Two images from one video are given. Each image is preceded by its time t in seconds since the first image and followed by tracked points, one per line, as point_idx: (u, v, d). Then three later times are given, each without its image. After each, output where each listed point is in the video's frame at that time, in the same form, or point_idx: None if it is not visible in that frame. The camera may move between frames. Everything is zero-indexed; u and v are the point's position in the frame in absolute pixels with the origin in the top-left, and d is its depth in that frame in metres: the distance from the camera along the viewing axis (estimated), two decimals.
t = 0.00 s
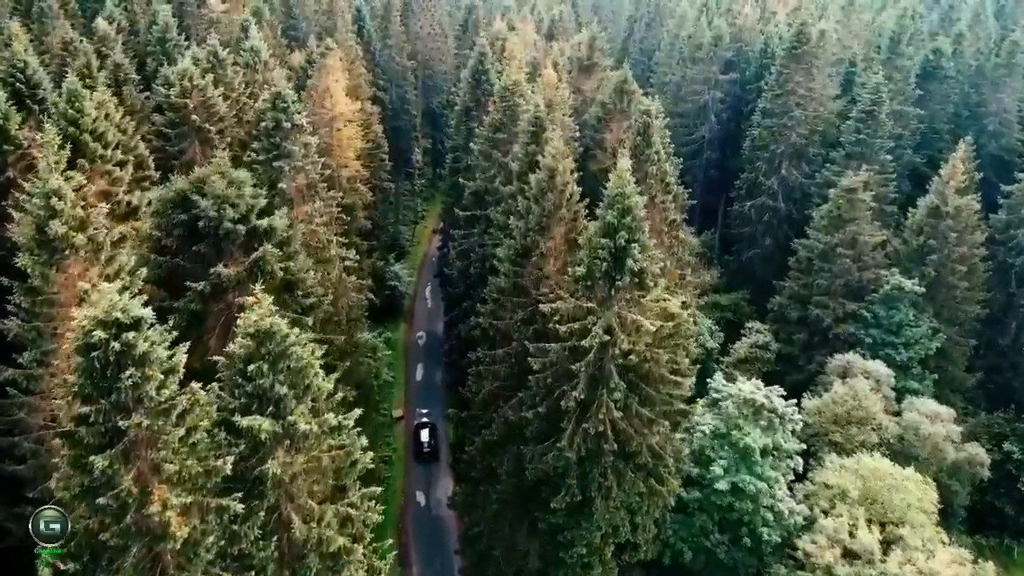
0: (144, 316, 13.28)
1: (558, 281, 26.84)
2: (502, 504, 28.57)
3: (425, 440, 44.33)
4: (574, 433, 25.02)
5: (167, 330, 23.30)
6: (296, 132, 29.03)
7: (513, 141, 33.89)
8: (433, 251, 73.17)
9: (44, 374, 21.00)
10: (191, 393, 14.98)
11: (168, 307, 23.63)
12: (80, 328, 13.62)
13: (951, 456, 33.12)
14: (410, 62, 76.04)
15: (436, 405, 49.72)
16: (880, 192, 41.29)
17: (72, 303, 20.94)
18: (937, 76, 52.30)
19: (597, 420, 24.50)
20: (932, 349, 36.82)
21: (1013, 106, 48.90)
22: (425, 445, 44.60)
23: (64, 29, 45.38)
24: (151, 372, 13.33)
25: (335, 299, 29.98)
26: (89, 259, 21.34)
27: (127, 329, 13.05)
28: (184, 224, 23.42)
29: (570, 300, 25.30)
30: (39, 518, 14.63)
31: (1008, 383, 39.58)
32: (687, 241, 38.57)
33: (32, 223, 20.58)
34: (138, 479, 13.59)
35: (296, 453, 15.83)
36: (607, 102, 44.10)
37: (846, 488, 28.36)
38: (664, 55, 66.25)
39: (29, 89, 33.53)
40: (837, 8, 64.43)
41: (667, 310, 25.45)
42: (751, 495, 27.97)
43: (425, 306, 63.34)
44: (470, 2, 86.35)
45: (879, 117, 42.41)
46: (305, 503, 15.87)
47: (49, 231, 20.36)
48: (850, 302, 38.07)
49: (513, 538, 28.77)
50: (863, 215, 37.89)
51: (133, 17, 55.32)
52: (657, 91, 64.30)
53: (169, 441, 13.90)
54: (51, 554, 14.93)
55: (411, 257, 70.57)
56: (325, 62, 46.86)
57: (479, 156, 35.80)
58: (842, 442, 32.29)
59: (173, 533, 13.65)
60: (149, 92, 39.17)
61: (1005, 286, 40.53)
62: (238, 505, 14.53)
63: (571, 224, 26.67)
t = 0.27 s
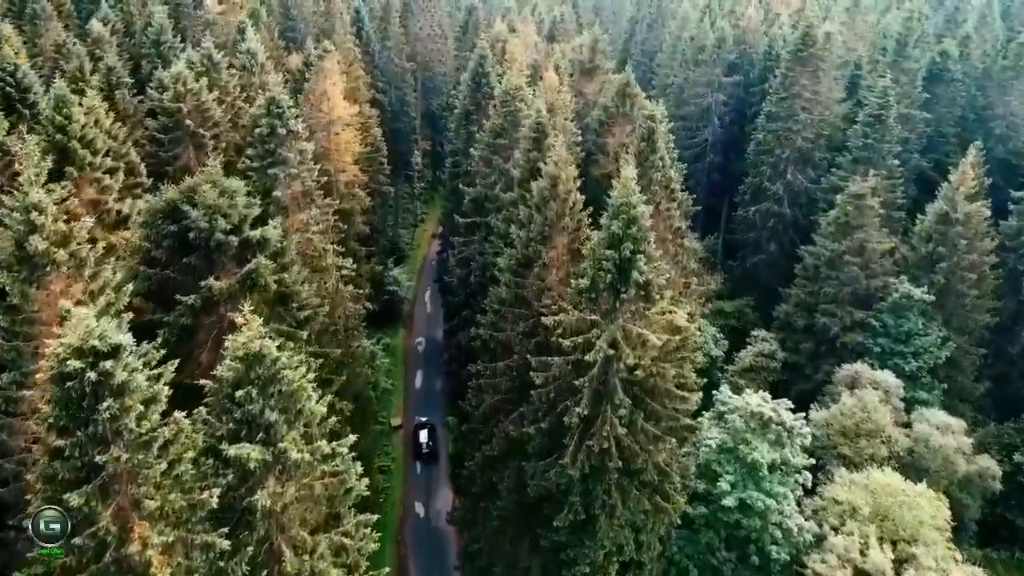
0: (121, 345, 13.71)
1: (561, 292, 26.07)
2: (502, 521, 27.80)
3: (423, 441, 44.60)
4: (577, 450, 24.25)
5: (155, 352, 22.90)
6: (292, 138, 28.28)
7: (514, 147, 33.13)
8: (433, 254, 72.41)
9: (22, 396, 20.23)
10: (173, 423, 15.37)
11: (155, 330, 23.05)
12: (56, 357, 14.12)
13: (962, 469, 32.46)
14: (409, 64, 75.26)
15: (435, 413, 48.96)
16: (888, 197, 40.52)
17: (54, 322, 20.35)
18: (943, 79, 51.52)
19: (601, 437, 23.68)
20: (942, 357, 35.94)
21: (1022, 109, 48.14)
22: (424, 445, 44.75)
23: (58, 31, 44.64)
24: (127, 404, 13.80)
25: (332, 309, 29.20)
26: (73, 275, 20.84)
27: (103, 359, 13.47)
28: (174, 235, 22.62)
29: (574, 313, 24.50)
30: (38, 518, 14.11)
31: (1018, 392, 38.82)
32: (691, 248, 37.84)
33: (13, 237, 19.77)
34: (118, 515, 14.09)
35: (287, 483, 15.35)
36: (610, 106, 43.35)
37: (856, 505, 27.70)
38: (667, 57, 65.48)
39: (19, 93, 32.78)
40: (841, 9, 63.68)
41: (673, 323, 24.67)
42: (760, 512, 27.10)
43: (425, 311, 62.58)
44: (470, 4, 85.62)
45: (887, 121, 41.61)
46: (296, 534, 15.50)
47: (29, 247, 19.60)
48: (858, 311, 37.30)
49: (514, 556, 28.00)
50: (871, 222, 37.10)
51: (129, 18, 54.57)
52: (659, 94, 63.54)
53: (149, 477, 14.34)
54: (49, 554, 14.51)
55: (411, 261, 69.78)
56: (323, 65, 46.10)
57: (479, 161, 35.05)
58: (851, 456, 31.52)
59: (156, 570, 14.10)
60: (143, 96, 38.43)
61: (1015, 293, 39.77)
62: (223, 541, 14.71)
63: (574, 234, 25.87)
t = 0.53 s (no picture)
0: (95, 380, 13.39)
1: (564, 304, 25.28)
2: (503, 540, 27.01)
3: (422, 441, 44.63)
4: (581, 468, 23.45)
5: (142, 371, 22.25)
6: (287, 145, 27.50)
7: (515, 153, 32.35)
8: (433, 258, 71.64)
9: None
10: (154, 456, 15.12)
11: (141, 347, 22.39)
12: (26, 391, 13.75)
13: (975, 482, 31.70)
14: (408, 66, 74.47)
15: (435, 422, 48.15)
16: (897, 204, 39.74)
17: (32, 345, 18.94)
18: (950, 82, 50.75)
19: (605, 455, 22.90)
20: (952, 368, 35.14)
21: None
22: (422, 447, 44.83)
23: (50, 34, 43.88)
24: (102, 441, 13.49)
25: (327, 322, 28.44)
26: (54, 293, 19.86)
27: (76, 396, 13.16)
28: (163, 247, 21.78)
29: (578, 327, 23.71)
30: (38, 517, 13.06)
31: None
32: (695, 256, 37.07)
33: None
34: (94, 557, 13.97)
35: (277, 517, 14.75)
36: (613, 111, 42.58)
37: (868, 523, 26.98)
38: (669, 59, 64.74)
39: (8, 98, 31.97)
40: (846, 11, 62.96)
41: (680, 337, 23.90)
42: (768, 531, 26.33)
43: (424, 316, 61.79)
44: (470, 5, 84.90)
45: (895, 125, 40.81)
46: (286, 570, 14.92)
47: (6, 264, 18.39)
48: (866, 320, 36.51)
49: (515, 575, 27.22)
50: (880, 229, 36.30)
51: (123, 21, 53.79)
52: (662, 96, 62.81)
53: (126, 518, 14.15)
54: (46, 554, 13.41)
55: (410, 266, 68.98)
56: (320, 68, 45.32)
57: (479, 168, 34.28)
58: (861, 470, 30.68)
59: None
60: (136, 100, 37.63)
61: None
62: None
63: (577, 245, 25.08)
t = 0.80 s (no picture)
0: (64, 418, 13.55)
1: (567, 318, 24.46)
2: (504, 560, 26.21)
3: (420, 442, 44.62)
4: (585, 488, 22.65)
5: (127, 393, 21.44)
6: (281, 152, 26.69)
7: (516, 160, 31.53)
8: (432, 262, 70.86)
9: None
10: (134, 496, 15.13)
11: (127, 365, 21.59)
12: None
13: (988, 498, 30.77)
14: (407, 69, 73.69)
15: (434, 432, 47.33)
16: (906, 211, 38.96)
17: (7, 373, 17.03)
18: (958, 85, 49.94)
19: (610, 476, 22.09)
20: (963, 379, 34.36)
21: None
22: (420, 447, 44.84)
23: (42, 38, 43.13)
24: (72, 481, 13.63)
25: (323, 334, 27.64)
26: (32, 314, 17.94)
27: (43, 436, 13.30)
28: (151, 261, 20.88)
29: (581, 342, 22.90)
30: (39, 515, 13.02)
31: None
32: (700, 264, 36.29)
33: None
34: None
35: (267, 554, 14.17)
36: (615, 115, 41.81)
37: (881, 543, 26.13)
38: (671, 61, 64.04)
39: None
40: (850, 13, 62.22)
41: (687, 353, 23.09)
42: (778, 551, 25.54)
43: (423, 322, 61.00)
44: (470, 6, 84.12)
45: (904, 130, 40.00)
46: None
47: None
48: (875, 330, 35.70)
49: None
50: (889, 237, 35.50)
51: (117, 23, 53.04)
52: (664, 99, 62.11)
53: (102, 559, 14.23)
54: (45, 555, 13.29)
55: (409, 270, 68.14)
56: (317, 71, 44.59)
57: (479, 175, 33.50)
58: (872, 487, 29.78)
59: None
60: (128, 105, 36.85)
61: None
62: None
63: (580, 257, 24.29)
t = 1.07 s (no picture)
0: (27, 465, 13.62)
1: (570, 332, 23.60)
2: None
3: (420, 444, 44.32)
4: (589, 510, 21.82)
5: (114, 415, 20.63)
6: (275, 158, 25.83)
7: (517, 166, 30.62)
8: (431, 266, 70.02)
9: None
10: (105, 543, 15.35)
11: (113, 383, 21.10)
12: None
13: (1000, 513, 29.90)
14: (406, 70, 72.77)
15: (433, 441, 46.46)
16: (916, 217, 38.15)
17: None
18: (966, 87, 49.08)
19: (615, 498, 21.26)
20: (975, 391, 33.55)
21: None
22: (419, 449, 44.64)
23: (33, 40, 42.31)
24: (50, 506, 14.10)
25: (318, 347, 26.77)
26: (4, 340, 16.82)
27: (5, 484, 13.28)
28: (137, 276, 19.96)
29: (586, 358, 22.04)
30: (39, 515, 13.57)
31: None
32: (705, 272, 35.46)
33: None
34: None
35: None
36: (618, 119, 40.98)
37: (894, 564, 25.26)
38: (673, 63, 63.23)
39: None
40: (855, 15, 61.40)
41: (694, 370, 22.26)
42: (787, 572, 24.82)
43: (422, 327, 60.15)
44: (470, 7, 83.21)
45: (914, 135, 39.14)
46: None
47: None
48: (884, 339, 34.83)
49: None
50: (899, 245, 34.62)
51: (111, 25, 52.21)
52: (666, 102, 61.30)
53: None
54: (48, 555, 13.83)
55: (407, 276, 67.24)
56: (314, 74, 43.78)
57: (479, 181, 32.68)
58: (883, 504, 28.89)
59: None
60: (119, 109, 36.03)
61: None
62: None
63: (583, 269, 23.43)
